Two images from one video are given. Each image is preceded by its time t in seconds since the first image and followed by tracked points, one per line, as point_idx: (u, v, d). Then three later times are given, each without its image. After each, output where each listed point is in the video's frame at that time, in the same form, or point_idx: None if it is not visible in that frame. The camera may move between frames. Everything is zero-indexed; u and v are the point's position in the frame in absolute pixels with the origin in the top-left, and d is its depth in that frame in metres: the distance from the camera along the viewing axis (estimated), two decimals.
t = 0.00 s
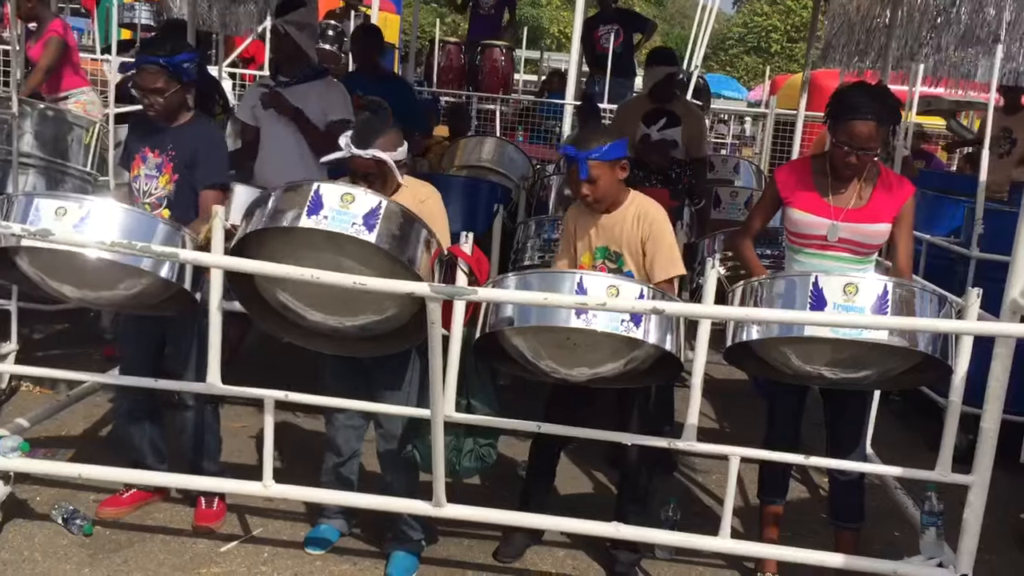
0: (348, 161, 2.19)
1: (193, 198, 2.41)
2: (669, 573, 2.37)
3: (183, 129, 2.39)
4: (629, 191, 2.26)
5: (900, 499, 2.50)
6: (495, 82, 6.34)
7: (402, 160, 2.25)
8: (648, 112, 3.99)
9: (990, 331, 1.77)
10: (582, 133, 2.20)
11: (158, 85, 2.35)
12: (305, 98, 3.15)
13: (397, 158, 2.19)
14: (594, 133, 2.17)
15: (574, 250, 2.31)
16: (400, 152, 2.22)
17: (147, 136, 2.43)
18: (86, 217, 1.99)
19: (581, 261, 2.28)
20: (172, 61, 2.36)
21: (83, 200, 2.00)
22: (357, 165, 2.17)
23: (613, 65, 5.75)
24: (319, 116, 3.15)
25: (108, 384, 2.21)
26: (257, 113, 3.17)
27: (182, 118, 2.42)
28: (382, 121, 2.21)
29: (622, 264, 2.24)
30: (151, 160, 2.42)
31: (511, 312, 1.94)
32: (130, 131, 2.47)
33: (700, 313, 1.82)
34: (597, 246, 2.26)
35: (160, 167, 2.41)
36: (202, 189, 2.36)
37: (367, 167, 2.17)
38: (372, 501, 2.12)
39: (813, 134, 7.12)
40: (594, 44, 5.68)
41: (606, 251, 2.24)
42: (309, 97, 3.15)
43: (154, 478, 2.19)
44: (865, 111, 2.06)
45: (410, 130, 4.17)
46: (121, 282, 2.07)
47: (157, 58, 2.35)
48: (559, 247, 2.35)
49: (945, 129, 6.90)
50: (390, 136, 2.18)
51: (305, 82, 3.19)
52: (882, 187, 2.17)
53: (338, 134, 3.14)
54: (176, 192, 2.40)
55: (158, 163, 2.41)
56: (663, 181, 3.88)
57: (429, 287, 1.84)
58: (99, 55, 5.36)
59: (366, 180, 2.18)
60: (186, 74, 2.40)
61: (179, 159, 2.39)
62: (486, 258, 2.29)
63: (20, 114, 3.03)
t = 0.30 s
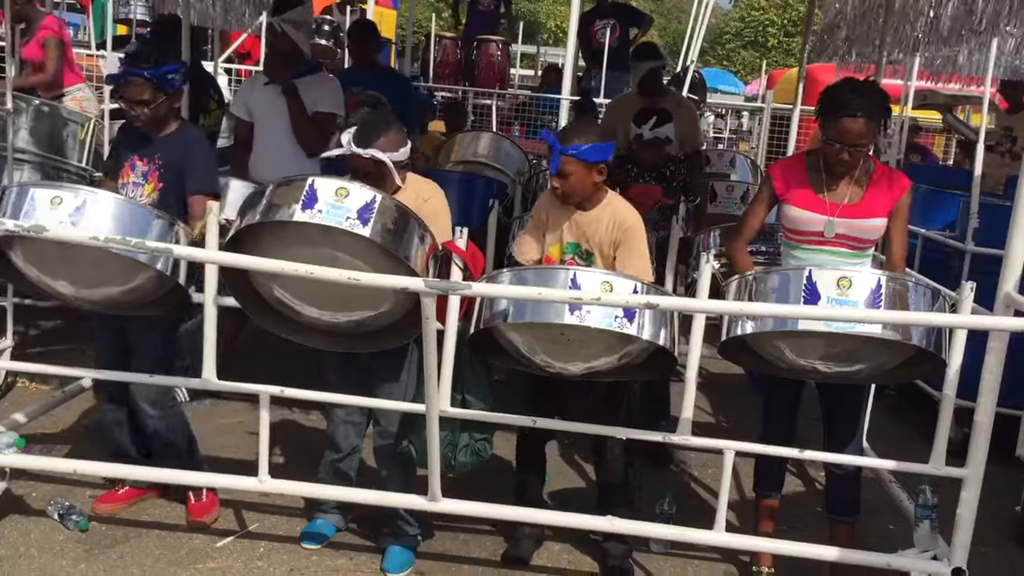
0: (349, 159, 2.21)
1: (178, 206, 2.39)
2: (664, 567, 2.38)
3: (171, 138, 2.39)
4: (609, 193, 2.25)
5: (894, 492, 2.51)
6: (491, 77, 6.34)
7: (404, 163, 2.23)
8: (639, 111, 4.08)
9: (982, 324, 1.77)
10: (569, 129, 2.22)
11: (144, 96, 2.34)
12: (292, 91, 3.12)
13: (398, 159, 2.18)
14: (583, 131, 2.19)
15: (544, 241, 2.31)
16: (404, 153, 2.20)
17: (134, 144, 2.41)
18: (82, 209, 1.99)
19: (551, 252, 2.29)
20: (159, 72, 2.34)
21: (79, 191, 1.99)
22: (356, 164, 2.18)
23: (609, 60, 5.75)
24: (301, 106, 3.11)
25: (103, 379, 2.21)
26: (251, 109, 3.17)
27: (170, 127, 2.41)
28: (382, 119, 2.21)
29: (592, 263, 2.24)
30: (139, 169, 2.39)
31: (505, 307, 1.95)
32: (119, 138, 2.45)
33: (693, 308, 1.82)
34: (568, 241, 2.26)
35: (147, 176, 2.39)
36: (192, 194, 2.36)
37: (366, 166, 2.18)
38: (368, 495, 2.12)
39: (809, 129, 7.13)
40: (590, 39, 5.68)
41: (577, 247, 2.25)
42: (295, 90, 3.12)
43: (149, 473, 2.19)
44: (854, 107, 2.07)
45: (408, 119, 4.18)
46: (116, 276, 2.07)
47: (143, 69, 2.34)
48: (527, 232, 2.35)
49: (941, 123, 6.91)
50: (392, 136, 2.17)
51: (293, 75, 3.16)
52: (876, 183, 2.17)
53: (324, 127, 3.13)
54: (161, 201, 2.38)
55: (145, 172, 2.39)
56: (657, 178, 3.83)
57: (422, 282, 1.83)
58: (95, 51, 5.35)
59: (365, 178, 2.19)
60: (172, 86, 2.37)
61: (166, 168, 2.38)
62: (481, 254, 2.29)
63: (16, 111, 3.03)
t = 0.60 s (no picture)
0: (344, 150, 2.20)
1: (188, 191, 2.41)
2: (660, 561, 2.38)
3: (174, 122, 2.39)
4: (616, 189, 2.26)
5: (890, 486, 2.51)
6: (488, 72, 6.34)
7: (398, 154, 2.24)
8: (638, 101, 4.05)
9: (978, 318, 1.77)
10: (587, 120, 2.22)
11: (157, 78, 2.34)
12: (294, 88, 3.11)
13: (390, 149, 2.18)
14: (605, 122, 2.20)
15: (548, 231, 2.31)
16: (396, 145, 2.21)
17: (137, 132, 2.42)
18: (77, 200, 1.99)
19: (555, 242, 2.29)
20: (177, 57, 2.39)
21: (74, 181, 1.99)
22: (351, 155, 2.17)
23: (606, 55, 5.74)
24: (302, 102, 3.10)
25: (98, 374, 2.20)
26: (248, 105, 3.17)
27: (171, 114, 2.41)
28: (381, 112, 2.20)
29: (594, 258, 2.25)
30: (144, 158, 2.41)
31: (501, 301, 1.95)
32: (117, 126, 2.44)
33: (689, 302, 1.82)
34: (573, 233, 2.27)
35: (153, 165, 2.40)
36: (190, 176, 2.35)
37: (361, 158, 2.17)
38: (364, 490, 2.12)
39: (806, 124, 7.13)
40: (587, 34, 5.68)
41: (582, 240, 2.26)
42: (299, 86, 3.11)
43: (146, 468, 2.19)
44: (853, 104, 2.08)
45: (410, 115, 4.14)
46: (111, 271, 2.07)
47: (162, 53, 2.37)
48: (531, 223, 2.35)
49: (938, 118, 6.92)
50: (385, 127, 2.17)
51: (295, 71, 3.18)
52: (879, 179, 2.17)
53: (323, 122, 3.11)
54: (172, 187, 2.40)
55: (151, 161, 2.40)
56: (657, 171, 3.74)
57: (418, 276, 1.83)
58: (90, 46, 5.34)
59: (360, 168, 2.19)
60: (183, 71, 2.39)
61: (171, 155, 2.39)
62: (477, 248, 2.29)
63: (11, 105, 3.03)
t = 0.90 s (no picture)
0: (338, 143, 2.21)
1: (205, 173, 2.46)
2: (658, 556, 2.38)
3: (174, 118, 2.41)
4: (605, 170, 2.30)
5: (887, 481, 2.51)
6: (486, 67, 6.33)
7: (391, 150, 2.21)
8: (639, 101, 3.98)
9: (975, 314, 1.77)
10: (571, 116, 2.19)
11: (146, 90, 2.34)
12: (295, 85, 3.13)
13: (385, 145, 2.17)
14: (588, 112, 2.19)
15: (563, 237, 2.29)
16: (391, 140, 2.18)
17: (139, 136, 2.41)
18: (74, 199, 1.98)
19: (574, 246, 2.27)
20: (162, 65, 2.35)
21: (70, 181, 1.98)
22: (344, 150, 2.18)
23: (605, 50, 5.73)
24: (301, 99, 3.12)
25: (96, 370, 2.21)
26: (247, 101, 3.15)
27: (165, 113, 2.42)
28: (372, 107, 2.19)
29: (617, 240, 2.26)
30: (155, 157, 2.40)
31: (498, 297, 1.95)
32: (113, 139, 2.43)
33: (686, 298, 1.83)
34: (587, 229, 2.27)
35: (168, 158, 2.40)
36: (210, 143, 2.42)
37: (354, 154, 2.18)
38: (362, 486, 2.12)
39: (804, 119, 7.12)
40: (585, 29, 5.66)
41: (598, 229, 2.26)
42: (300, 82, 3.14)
43: (144, 464, 2.19)
44: (840, 101, 2.07)
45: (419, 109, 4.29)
46: (109, 267, 2.07)
47: (147, 64, 2.32)
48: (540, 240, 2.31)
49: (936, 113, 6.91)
50: (379, 122, 2.16)
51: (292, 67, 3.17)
52: (871, 171, 2.18)
53: (323, 118, 3.13)
54: (190, 175, 2.43)
55: (163, 155, 2.40)
56: (659, 171, 3.90)
57: (415, 272, 1.83)
58: (88, 41, 5.33)
59: (354, 166, 2.20)
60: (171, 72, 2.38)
61: (184, 144, 2.41)
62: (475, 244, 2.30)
63: (9, 101, 3.02)
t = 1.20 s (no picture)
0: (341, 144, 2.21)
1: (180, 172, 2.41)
2: (657, 556, 2.39)
3: (153, 111, 2.39)
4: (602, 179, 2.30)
5: (886, 481, 2.52)
6: (486, 67, 6.34)
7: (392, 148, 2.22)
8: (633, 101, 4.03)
9: (974, 314, 1.78)
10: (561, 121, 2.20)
11: (123, 81, 2.35)
12: (292, 85, 3.14)
13: (389, 142, 2.19)
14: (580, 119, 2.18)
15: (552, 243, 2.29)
16: (394, 138, 2.20)
17: (120, 126, 2.39)
18: (72, 204, 1.98)
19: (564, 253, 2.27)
20: (137, 55, 2.33)
21: (68, 185, 1.99)
22: (348, 149, 2.18)
23: (604, 50, 5.73)
24: (305, 97, 3.12)
25: (95, 369, 2.21)
26: (243, 101, 3.18)
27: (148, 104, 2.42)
28: (371, 106, 2.20)
29: (605, 252, 2.26)
30: (132, 149, 2.38)
31: (498, 297, 1.95)
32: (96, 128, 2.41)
33: (686, 298, 1.83)
34: (577, 237, 2.27)
35: (143, 151, 2.38)
36: (195, 147, 2.39)
37: (359, 151, 2.18)
38: (361, 485, 2.13)
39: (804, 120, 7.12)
40: (584, 30, 5.66)
41: (589, 240, 2.26)
42: (297, 81, 3.15)
43: (144, 464, 2.19)
44: (831, 100, 2.07)
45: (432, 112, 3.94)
46: (109, 269, 2.07)
47: (121, 55, 2.31)
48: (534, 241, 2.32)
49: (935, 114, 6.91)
50: (383, 120, 2.18)
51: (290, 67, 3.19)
52: (866, 169, 2.18)
53: (326, 118, 3.14)
54: (163, 172, 2.39)
55: (140, 148, 2.38)
56: (654, 169, 3.91)
57: (415, 273, 1.83)
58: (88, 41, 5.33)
59: (359, 163, 2.20)
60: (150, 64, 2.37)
61: (162, 139, 2.39)
62: (474, 244, 2.30)
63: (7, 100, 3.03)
